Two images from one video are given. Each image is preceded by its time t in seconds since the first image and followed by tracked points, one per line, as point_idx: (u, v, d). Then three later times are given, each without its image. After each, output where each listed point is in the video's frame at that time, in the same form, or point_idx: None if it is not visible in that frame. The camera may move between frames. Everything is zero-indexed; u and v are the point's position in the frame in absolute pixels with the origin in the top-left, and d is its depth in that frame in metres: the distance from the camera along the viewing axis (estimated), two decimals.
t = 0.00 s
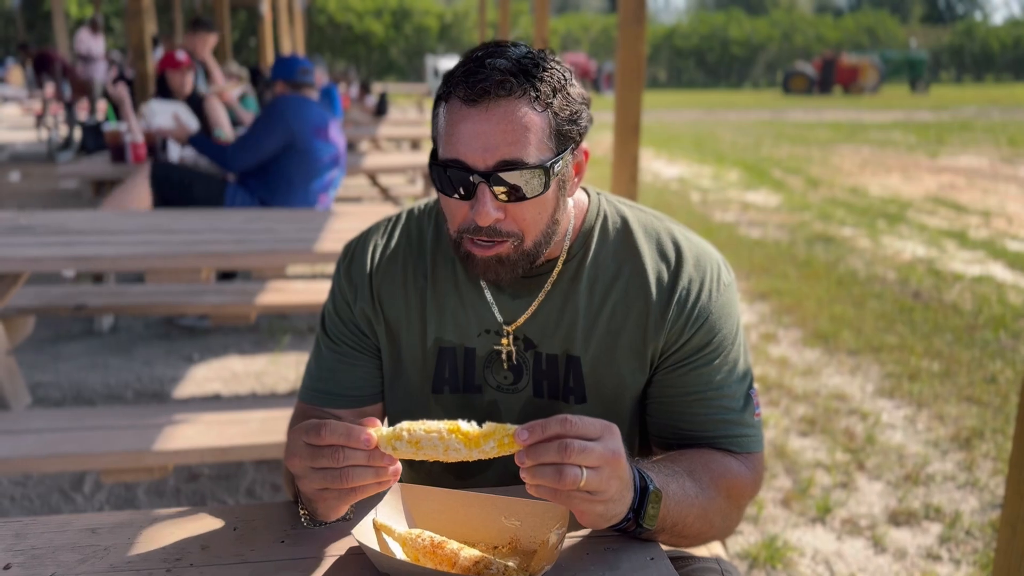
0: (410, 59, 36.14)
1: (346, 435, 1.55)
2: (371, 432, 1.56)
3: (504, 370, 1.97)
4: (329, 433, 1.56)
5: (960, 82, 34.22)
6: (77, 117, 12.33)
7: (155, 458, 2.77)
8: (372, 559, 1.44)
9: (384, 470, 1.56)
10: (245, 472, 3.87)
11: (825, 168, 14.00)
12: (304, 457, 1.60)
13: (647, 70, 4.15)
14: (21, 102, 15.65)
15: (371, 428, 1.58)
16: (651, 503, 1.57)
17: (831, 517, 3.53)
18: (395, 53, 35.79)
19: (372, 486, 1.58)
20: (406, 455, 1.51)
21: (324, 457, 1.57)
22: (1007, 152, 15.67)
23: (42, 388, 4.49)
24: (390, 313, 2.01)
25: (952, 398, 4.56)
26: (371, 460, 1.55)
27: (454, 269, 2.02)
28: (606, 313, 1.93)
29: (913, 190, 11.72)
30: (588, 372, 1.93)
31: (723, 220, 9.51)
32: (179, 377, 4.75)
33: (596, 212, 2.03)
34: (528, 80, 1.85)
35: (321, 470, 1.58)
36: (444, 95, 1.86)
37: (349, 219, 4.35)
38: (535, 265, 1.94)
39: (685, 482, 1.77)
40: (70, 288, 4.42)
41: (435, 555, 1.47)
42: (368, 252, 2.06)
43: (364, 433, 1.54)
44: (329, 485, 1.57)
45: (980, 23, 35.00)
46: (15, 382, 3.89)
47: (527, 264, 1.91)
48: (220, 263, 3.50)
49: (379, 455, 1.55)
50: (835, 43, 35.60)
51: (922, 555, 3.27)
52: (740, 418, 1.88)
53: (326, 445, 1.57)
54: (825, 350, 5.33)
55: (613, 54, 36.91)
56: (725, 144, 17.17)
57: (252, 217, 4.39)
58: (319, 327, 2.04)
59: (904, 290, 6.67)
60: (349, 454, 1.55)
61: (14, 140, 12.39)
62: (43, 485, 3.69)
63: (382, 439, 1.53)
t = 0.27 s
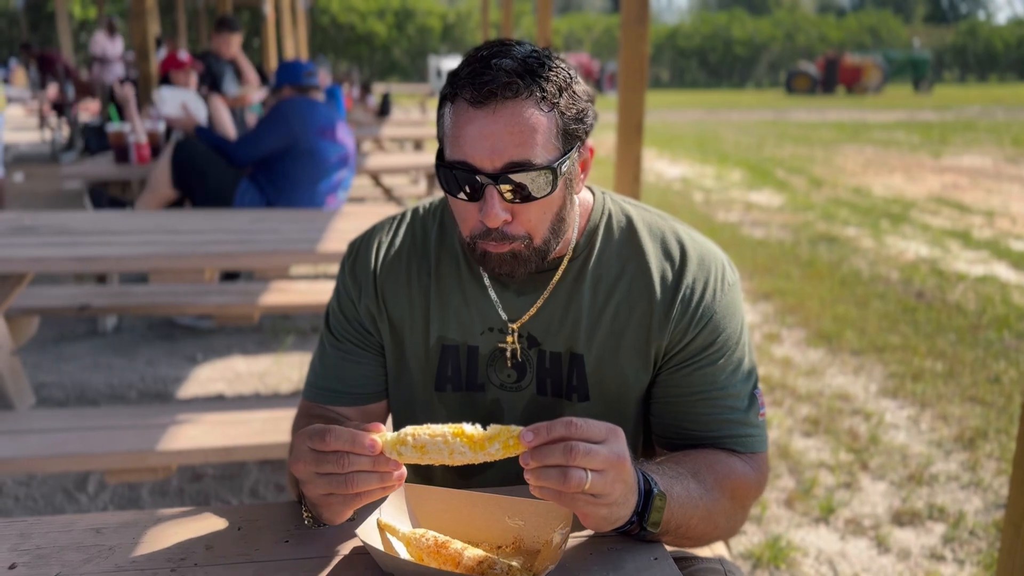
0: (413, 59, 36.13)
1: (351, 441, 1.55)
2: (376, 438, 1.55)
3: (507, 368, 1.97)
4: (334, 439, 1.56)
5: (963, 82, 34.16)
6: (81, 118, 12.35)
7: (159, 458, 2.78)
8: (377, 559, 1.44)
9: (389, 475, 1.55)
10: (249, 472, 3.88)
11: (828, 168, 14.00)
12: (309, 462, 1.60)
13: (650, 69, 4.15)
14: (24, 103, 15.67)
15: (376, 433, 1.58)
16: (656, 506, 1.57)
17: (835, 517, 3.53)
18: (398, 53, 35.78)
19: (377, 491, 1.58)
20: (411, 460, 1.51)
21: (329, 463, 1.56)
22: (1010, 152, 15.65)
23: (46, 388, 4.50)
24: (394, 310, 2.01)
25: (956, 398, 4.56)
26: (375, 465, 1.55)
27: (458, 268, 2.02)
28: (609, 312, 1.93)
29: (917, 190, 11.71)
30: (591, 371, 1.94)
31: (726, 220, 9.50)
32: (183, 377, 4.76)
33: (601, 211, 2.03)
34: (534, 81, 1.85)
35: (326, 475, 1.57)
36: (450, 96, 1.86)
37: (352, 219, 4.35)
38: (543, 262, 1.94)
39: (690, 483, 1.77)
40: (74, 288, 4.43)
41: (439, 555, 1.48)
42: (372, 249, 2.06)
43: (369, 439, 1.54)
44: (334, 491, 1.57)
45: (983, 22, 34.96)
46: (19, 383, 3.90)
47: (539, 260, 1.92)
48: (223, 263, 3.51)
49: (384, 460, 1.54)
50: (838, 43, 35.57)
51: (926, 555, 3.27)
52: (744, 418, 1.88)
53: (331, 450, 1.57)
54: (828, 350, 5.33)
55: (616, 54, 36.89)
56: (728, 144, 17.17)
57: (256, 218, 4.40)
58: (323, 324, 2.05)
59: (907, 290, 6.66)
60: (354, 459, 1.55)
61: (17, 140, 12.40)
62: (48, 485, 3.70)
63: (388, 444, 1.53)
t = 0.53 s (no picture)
0: (415, 59, 36.13)
1: (353, 441, 1.56)
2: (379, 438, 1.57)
3: (512, 365, 1.97)
4: (338, 439, 1.57)
5: (966, 82, 34.11)
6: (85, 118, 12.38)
7: (163, 458, 2.78)
8: (380, 557, 1.44)
9: (391, 474, 1.56)
10: (252, 472, 3.88)
11: (830, 167, 13.98)
12: (311, 463, 1.60)
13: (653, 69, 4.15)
14: (27, 104, 15.69)
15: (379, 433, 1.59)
16: (657, 505, 1.57)
17: (838, 518, 3.53)
18: (400, 53, 35.82)
19: (379, 491, 1.59)
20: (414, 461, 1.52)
21: (331, 463, 1.57)
22: (1013, 152, 15.62)
23: (49, 388, 4.51)
24: (399, 308, 2.02)
25: (959, 398, 4.55)
26: (378, 466, 1.56)
27: (462, 265, 2.03)
28: (612, 310, 1.94)
29: (920, 190, 11.71)
30: (593, 368, 1.94)
31: (729, 220, 9.50)
32: (186, 377, 4.77)
33: (603, 209, 2.03)
34: (539, 78, 1.85)
35: (328, 476, 1.58)
36: (457, 94, 1.86)
37: (355, 220, 4.36)
38: (549, 259, 1.94)
39: (690, 482, 1.77)
40: (77, 288, 4.44)
41: (441, 554, 1.48)
42: (377, 247, 2.07)
43: (371, 439, 1.55)
44: (335, 492, 1.58)
45: (987, 22, 34.92)
46: (23, 383, 3.91)
47: (545, 256, 1.92)
48: (227, 263, 3.52)
49: (386, 460, 1.55)
50: (840, 43, 35.53)
51: (929, 555, 3.27)
52: (746, 415, 1.88)
53: (334, 450, 1.58)
54: (831, 350, 5.33)
55: (618, 54, 36.88)
56: (731, 144, 17.17)
57: (258, 218, 4.41)
58: (328, 321, 2.05)
59: (910, 290, 6.65)
60: (356, 459, 1.56)
61: (21, 141, 12.43)
62: (51, 485, 3.71)
63: (390, 445, 1.54)
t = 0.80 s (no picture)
0: (418, 59, 36.15)
1: (355, 439, 1.57)
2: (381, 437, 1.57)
3: (514, 360, 1.97)
4: (340, 439, 1.58)
5: (969, 81, 34.08)
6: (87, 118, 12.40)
7: (165, 457, 2.79)
8: (381, 556, 1.45)
9: (393, 474, 1.57)
10: (254, 471, 3.89)
11: (833, 167, 13.97)
12: (312, 464, 1.61)
13: (654, 69, 4.14)
14: (30, 104, 15.71)
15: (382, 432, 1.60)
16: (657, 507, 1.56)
17: (840, 517, 3.52)
18: (402, 53, 35.86)
19: (379, 492, 1.59)
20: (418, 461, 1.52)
21: (332, 462, 1.58)
22: (1016, 151, 15.61)
23: (52, 388, 4.52)
24: (403, 303, 2.02)
25: (961, 398, 4.55)
26: (379, 464, 1.56)
27: (465, 261, 2.03)
28: (611, 304, 1.94)
29: (922, 189, 11.70)
30: (593, 362, 1.94)
31: (731, 220, 9.51)
32: (188, 377, 4.78)
33: (604, 205, 2.04)
34: (536, 81, 1.85)
35: (329, 476, 1.58)
36: (454, 98, 1.87)
37: (357, 220, 4.36)
38: (545, 257, 1.95)
39: (690, 480, 1.76)
40: (79, 288, 4.44)
41: (443, 553, 1.48)
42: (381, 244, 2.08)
43: (374, 437, 1.56)
44: (337, 492, 1.58)
45: (990, 21, 34.90)
46: (26, 382, 3.92)
47: (540, 255, 1.93)
48: (228, 263, 3.52)
49: (388, 459, 1.56)
50: (843, 42, 35.53)
51: (931, 554, 3.27)
52: (744, 409, 1.87)
53: (336, 449, 1.59)
54: (833, 349, 5.33)
55: (620, 54, 36.88)
56: (733, 144, 17.17)
57: (261, 218, 4.41)
58: (332, 318, 2.05)
59: (912, 290, 6.65)
60: (359, 458, 1.56)
61: (24, 141, 12.45)
62: (54, 485, 3.72)
63: (393, 443, 1.54)
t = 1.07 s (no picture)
0: (419, 59, 36.17)
1: (354, 442, 1.56)
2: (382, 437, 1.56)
3: (516, 353, 1.97)
4: (339, 441, 1.56)
5: (971, 80, 34.06)
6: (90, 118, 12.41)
7: (167, 457, 2.79)
8: (383, 555, 1.45)
9: (393, 475, 1.56)
10: (256, 471, 3.89)
11: (835, 166, 13.96)
12: (311, 466, 1.60)
13: (656, 68, 4.14)
14: (32, 104, 15.74)
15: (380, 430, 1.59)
16: (656, 507, 1.56)
17: (842, 516, 3.52)
18: (404, 53, 35.88)
19: (381, 491, 1.58)
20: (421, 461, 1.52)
21: (331, 466, 1.57)
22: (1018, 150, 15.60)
23: (54, 388, 4.53)
24: (406, 298, 2.02)
25: (963, 397, 4.54)
26: (378, 465, 1.55)
27: (467, 255, 2.04)
28: (610, 297, 1.95)
29: (924, 188, 11.69)
30: (593, 355, 1.94)
31: (732, 219, 9.51)
32: (191, 376, 4.78)
33: (604, 199, 2.04)
34: (537, 71, 1.85)
35: (329, 478, 1.58)
36: (457, 89, 1.88)
37: (359, 220, 4.36)
38: (549, 248, 1.95)
39: (689, 477, 1.75)
40: (82, 288, 4.45)
41: (444, 552, 1.49)
42: (384, 240, 2.09)
43: (374, 437, 1.55)
44: (337, 494, 1.57)
45: (992, 20, 34.88)
46: (29, 382, 3.93)
47: (546, 245, 1.93)
48: (230, 263, 3.52)
49: (387, 458, 1.55)
50: (845, 42, 35.52)
51: (933, 554, 3.27)
52: (743, 402, 1.86)
53: (334, 451, 1.58)
54: (835, 349, 5.32)
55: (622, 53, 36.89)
56: (735, 144, 17.17)
57: (262, 218, 4.41)
58: (334, 314, 2.06)
59: (914, 289, 6.64)
60: (358, 460, 1.55)
61: (26, 141, 12.47)
62: (57, 484, 3.73)
63: (394, 444, 1.54)
